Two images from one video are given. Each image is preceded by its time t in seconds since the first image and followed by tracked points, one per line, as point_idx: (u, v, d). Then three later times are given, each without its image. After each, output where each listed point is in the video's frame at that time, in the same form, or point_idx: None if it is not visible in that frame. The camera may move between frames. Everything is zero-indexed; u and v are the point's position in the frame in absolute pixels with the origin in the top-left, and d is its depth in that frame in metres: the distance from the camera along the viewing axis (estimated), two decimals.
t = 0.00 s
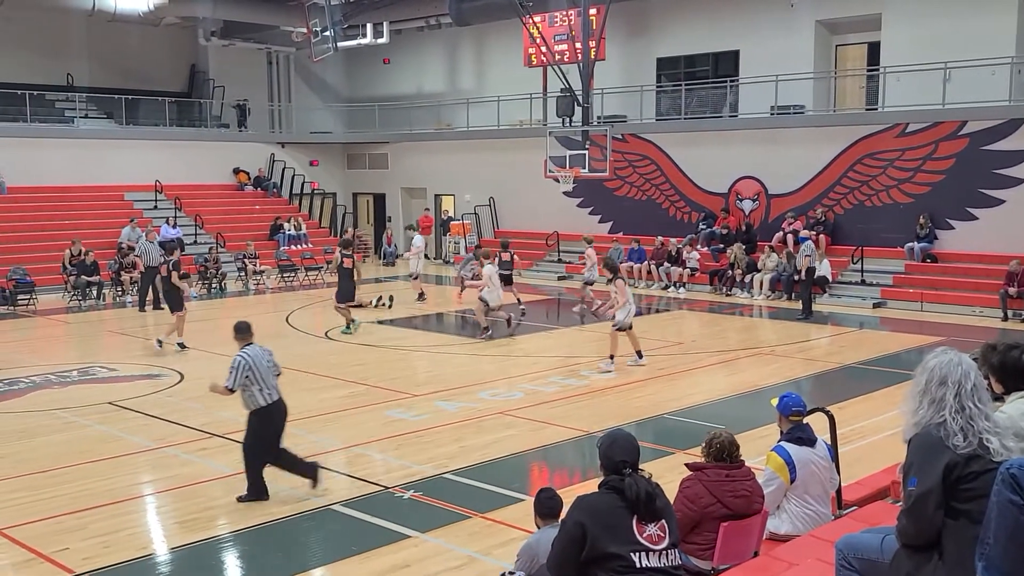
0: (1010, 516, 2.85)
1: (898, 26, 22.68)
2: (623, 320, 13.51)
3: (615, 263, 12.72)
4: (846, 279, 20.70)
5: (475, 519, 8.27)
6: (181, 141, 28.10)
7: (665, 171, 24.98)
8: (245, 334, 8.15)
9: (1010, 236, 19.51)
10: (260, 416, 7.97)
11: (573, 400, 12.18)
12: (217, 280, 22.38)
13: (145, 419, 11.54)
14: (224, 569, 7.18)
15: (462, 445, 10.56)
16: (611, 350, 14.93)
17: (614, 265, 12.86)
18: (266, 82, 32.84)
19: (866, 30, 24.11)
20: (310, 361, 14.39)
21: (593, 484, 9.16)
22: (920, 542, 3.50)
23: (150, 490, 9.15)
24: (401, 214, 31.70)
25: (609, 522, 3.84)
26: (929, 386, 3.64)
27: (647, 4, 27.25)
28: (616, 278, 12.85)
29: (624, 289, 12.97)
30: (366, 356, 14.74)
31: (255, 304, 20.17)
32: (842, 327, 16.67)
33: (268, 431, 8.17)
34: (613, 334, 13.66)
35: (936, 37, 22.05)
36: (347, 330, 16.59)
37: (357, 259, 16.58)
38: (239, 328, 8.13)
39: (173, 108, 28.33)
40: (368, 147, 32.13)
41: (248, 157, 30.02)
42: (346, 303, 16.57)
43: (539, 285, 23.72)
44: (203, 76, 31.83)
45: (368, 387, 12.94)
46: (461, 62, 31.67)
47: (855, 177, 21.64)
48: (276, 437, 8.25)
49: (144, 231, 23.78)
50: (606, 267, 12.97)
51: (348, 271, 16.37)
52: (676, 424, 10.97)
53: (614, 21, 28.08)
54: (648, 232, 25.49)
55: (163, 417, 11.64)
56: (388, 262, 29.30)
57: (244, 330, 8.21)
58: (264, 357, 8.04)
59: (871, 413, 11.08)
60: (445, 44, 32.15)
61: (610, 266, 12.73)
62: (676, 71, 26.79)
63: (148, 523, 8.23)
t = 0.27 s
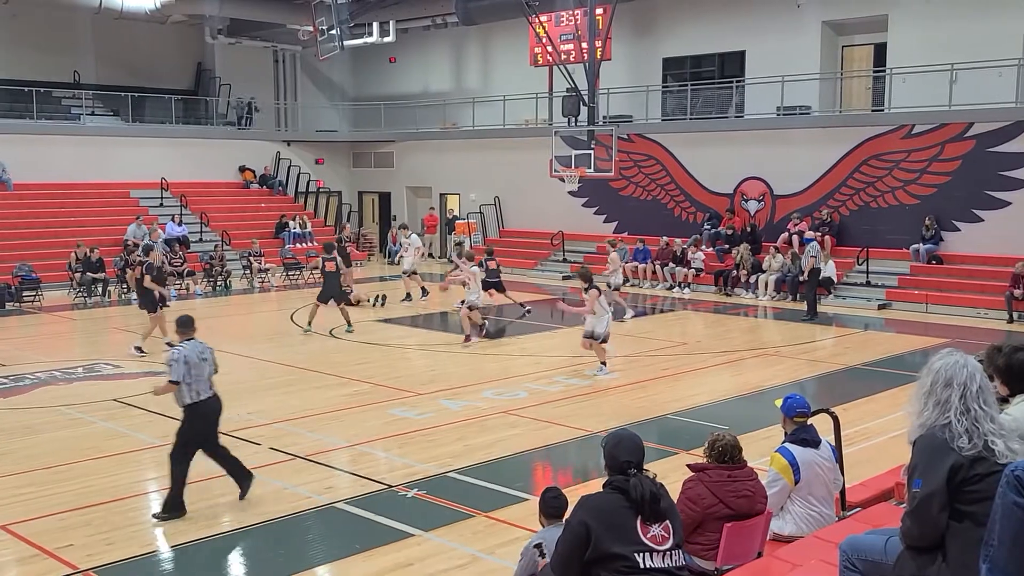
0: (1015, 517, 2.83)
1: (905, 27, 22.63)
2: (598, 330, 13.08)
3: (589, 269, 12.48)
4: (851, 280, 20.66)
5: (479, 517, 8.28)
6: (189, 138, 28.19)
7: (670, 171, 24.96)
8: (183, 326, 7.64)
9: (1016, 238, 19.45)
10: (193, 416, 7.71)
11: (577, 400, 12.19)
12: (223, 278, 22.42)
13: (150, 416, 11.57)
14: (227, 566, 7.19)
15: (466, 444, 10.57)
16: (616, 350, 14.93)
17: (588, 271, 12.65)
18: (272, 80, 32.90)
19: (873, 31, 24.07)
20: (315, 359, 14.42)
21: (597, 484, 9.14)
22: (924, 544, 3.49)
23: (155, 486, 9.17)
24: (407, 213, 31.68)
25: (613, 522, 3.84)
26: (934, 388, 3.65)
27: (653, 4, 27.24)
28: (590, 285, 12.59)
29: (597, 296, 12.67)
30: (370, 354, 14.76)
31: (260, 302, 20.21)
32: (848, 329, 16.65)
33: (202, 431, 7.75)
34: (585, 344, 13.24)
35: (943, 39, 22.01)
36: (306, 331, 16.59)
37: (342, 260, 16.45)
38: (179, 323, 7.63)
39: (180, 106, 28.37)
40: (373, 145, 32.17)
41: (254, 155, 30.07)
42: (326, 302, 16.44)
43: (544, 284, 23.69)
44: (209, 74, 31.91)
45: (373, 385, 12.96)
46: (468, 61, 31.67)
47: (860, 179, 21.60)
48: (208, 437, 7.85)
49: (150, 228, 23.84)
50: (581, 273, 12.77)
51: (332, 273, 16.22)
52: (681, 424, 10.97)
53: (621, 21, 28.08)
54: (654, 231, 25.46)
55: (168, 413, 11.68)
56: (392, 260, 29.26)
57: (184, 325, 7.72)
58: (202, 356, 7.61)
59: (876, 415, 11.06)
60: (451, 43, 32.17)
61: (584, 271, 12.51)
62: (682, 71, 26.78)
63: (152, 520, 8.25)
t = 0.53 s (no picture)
0: None
1: (913, 27, 22.57)
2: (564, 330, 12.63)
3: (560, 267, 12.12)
4: (857, 280, 20.61)
5: (484, 516, 8.29)
6: (196, 137, 28.27)
7: (677, 171, 24.94)
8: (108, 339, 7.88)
9: None
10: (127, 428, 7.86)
11: (583, 399, 12.20)
12: (229, 277, 22.46)
13: (157, 414, 11.61)
14: (233, 564, 7.21)
15: (471, 443, 10.58)
16: (622, 350, 14.93)
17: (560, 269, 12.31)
18: (279, 79, 32.97)
19: (880, 31, 24.01)
20: (321, 358, 14.44)
21: (602, 484, 9.14)
22: (932, 545, 3.48)
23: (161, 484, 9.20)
24: (413, 212, 31.76)
25: (619, 522, 3.84)
26: (942, 388, 3.63)
27: (660, 3, 27.22)
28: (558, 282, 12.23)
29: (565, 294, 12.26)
30: (376, 353, 14.78)
31: (266, 301, 20.25)
32: (854, 329, 16.62)
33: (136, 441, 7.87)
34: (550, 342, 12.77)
35: (951, 39, 21.95)
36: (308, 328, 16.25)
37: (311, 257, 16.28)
38: (106, 333, 7.83)
39: (187, 105, 28.44)
40: (380, 145, 32.22)
41: (261, 154, 30.13)
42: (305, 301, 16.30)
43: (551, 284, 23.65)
44: (217, 73, 32.01)
45: (379, 384, 12.99)
46: (474, 61, 31.68)
47: (868, 179, 21.55)
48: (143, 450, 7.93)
49: (157, 227, 23.89)
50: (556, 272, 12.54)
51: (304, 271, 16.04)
52: (687, 424, 10.97)
53: (628, 20, 28.07)
54: (661, 231, 25.43)
55: (175, 411, 11.71)
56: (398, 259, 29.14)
57: (110, 336, 7.93)
58: (130, 364, 7.74)
59: (882, 415, 11.05)
60: (458, 43, 32.19)
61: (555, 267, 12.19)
62: (689, 71, 26.75)
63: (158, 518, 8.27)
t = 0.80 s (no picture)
0: None
1: (920, 26, 22.51)
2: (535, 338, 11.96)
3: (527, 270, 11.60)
4: (864, 280, 20.56)
5: (491, 516, 8.29)
6: (204, 137, 28.35)
7: (685, 170, 24.92)
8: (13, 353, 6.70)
9: None
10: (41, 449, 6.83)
11: (589, 399, 12.19)
12: (237, 276, 22.51)
13: (165, 413, 11.63)
14: (241, 563, 7.22)
15: (478, 443, 10.58)
16: (628, 349, 14.91)
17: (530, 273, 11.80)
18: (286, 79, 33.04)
19: (887, 30, 23.96)
20: (328, 358, 14.45)
21: (609, 484, 9.14)
22: (940, 544, 3.48)
23: (168, 484, 9.21)
24: (420, 212, 31.83)
25: (625, 522, 3.83)
26: (950, 388, 3.60)
27: (667, 3, 27.20)
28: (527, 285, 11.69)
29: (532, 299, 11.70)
30: (383, 353, 14.78)
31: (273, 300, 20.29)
32: (861, 329, 16.58)
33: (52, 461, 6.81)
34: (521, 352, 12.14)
35: (959, 38, 21.88)
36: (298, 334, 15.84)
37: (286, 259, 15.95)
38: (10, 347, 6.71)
39: (194, 105, 28.49)
40: (387, 144, 32.28)
41: (268, 154, 30.20)
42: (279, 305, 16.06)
43: (558, 284, 23.64)
44: (224, 73, 32.09)
45: (386, 384, 12.99)
46: (481, 60, 31.70)
47: (875, 178, 21.50)
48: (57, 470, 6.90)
49: (165, 226, 23.95)
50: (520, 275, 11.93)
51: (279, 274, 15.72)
52: (694, 424, 10.96)
53: (634, 20, 28.07)
54: (668, 231, 25.40)
55: (182, 411, 11.74)
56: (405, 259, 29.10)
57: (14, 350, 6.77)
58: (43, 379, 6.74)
59: (889, 415, 11.02)
60: (464, 43, 32.21)
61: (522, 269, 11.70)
62: (696, 70, 26.72)
63: (165, 518, 8.28)
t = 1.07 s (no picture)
0: None
1: (937, 25, 22.39)
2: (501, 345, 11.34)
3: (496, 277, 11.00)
4: (879, 280, 20.46)
5: (504, 515, 8.30)
6: (220, 137, 28.50)
7: (699, 171, 24.87)
8: None
9: None
10: None
11: (602, 399, 12.19)
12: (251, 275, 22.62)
13: (180, 412, 11.68)
14: (255, 562, 7.25)
15: (491, 443, 10.58)
16: (641, 349, 14.89)
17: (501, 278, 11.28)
18: (300, 79, 33.18)
19: (903, 30, 23.86)
20: (342, 357, 14.49)
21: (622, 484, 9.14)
22: (956, 545, 3.46)
23: (182, 482, 9.24)
24: (434, 212, 31.93)
25: (638, 524, 3.82)
26: (968, 389, 3.59)
27: (681, 3, 27.16)
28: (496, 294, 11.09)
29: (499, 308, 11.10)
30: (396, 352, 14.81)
31: (287, 300, 20.36)
32: (875, 329, 16.52)
33: None
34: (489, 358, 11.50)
35: (975, 38, 21.76)
36: (274, 338, 15.73)
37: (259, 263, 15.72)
38: None
39: (210, 105, 28.58)
40: (401, 144, 32.40)
41: (283, 154, 30.33)
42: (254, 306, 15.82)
43: (571, 284, 23.62)
44: (239, 74, 32.24)
45: (400, 383, 13.02)
46: (495, 60, 31.73)
47: (890, 179, 21.41)
48: None
49: (180, 226, 24.07)
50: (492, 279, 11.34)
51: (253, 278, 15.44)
52: (707, 424, 10.94)
53: (648, 20, 28.06)
54: (682, 231, 25.36)
55: (197, 409, 11.78)
56: (419, 258, 29.10)
57: None
58: None
59: (904, 416, 10.98)
60: (478, 43, 32.24)
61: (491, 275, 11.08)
62: (710, 70, 26.65)
63: (179, 516, 8.30)
